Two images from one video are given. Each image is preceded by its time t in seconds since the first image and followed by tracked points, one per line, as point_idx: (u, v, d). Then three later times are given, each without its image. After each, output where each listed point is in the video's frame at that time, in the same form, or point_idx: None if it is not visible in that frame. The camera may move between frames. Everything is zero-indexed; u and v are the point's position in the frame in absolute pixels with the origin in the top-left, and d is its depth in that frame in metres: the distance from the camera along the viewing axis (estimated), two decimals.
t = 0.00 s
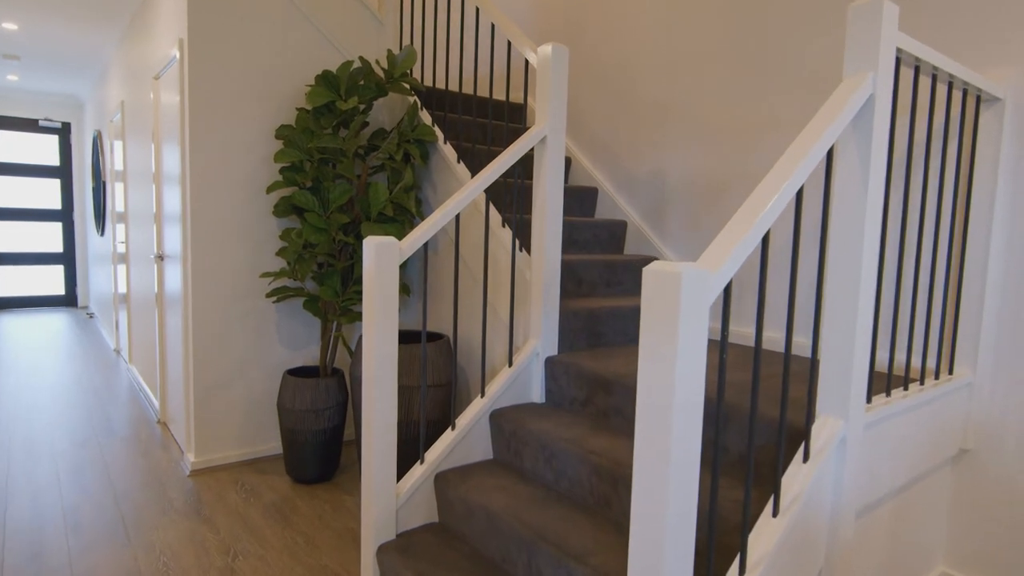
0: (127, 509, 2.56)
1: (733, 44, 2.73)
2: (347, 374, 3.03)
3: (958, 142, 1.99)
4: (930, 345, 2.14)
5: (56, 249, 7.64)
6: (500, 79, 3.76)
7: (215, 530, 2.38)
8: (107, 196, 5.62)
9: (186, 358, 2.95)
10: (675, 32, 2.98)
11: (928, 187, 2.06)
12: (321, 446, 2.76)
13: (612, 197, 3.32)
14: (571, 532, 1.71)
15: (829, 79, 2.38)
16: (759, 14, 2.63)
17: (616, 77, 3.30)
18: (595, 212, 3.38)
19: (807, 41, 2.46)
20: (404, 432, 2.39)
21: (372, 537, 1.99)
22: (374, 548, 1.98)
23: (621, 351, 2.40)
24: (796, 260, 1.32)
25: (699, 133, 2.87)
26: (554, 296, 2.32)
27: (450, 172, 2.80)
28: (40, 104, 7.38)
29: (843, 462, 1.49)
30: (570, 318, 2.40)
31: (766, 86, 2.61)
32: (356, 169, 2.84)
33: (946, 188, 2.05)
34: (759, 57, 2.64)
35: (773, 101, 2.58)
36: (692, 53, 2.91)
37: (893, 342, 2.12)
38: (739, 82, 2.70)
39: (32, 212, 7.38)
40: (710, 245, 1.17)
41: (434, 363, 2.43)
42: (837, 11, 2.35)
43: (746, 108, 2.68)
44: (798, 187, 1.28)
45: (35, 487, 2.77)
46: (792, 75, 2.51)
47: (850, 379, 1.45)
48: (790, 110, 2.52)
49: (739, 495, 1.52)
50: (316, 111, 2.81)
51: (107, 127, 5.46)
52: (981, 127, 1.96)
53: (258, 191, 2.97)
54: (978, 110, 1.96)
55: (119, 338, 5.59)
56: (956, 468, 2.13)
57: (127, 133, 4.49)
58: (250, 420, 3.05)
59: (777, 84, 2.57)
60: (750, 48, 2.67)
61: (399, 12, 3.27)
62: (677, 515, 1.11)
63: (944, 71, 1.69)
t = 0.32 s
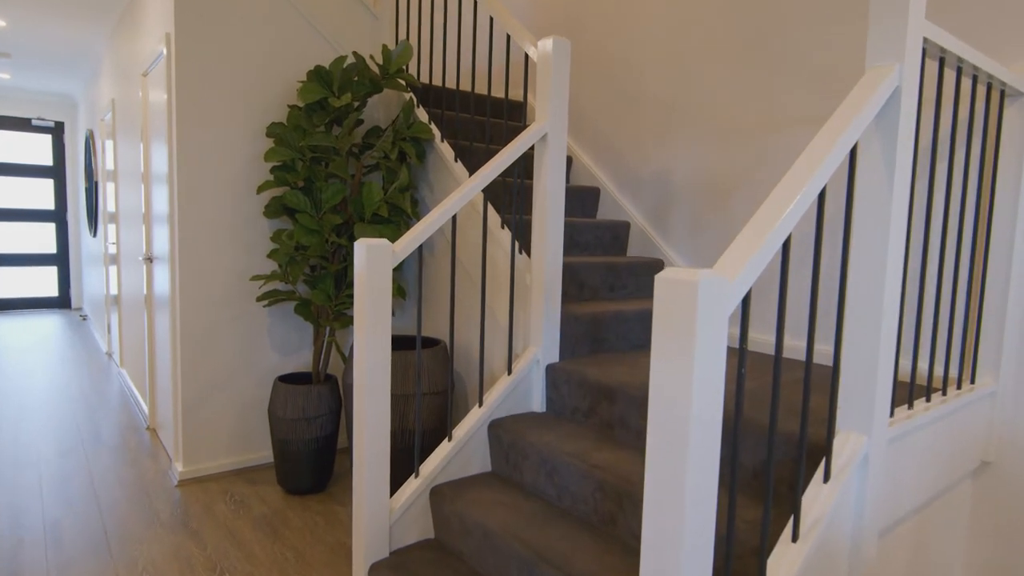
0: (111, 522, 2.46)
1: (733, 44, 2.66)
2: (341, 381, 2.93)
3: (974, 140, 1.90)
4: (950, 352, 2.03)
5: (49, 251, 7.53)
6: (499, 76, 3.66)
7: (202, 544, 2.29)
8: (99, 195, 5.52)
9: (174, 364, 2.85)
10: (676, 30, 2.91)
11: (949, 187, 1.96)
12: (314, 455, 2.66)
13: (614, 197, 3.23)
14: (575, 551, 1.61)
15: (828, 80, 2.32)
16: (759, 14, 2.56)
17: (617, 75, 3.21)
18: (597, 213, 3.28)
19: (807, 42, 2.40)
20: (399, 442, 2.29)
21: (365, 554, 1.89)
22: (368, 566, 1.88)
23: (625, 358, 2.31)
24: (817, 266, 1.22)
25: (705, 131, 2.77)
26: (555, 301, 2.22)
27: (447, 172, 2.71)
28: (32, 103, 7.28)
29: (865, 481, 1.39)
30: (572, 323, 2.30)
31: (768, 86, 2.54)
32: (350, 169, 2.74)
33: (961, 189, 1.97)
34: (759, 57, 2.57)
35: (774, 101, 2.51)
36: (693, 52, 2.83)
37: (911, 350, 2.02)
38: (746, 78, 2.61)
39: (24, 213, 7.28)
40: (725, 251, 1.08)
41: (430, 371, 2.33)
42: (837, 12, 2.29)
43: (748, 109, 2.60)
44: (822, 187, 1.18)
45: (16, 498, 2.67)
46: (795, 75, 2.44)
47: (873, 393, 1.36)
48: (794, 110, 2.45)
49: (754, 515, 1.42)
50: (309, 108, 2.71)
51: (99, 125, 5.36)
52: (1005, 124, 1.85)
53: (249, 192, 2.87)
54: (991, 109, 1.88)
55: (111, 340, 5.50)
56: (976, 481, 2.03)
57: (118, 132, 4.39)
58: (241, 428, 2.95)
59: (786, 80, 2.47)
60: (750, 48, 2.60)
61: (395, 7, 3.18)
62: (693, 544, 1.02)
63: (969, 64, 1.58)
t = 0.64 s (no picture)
0: (91, 537, 2.35)
1: (734, 43, 2.58)
2: (334, 389, 2.83)
3: (992, 140, 1.81)
4: (973, 361, 1.93)
5: (41, 253, 7.42)
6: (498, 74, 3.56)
7: (185, 562, 2.18)
8: (90, 196, 5.41)
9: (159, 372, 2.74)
10: (676, 28, 2.82)
11: (972, 187, 1.85)
12: (305, 467, 2.56)
13: (616, 198, 3.13)
14: None
15: (829, 80, 2.25)
16: (758, 12, 2.48)
17: (617, 73, 3.12)
18: (598, 215, 3.18)
19: (817, 36, 2.29)
20: (392, 456, 2.19)
21: None
22: None
23: (629, 366, 2.21)
24: (844, 275, 1.12)
25: (711, 130, 2.67)
26: (556, 307, 2.12)
27: (443, 172, 2.60)
28: (24, 103, 7.17)
29: (892, 505, 1.29)
30: (573, 331, 2.20)
31: (770, 85, 2.45)
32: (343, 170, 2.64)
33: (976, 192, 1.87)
34: (759, 57, 2.49)
35: (775, 102, 2.44)
36: (694, 51, 2.74)
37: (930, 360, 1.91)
38: (753, 75, 2.51)
39: (16, 214, 7.17)
40: (746, 261, 0.98)
41: (425, 380, 2.23)
42: (840, 9, 2.21)
43: (751, 109, 2.52)
44: (851, 188, 1.07)
45: None
46: (797, 76, 2.36)
47: (900, 411, 1.25)
48: (797, 111, 2.36)
49: (772, 542, 1.32)
50: (300, 106, 2.61)
51: (90, 124, 5.26)
52: None
53: (237, 193, 2.77)
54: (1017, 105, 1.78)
55: (102, 344, 5.39)
56: (1000, 498, 1.92)
57: (107, 132, 4.29)
58: (230, 438, 2.85)
59: (795, 77, 2.37)
60: (750, 48, 2.52)
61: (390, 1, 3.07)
62: None
63: (999, 57, 1.48)
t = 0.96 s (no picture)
0: (70, 554, 2.25)
1: (738, 41, 2.49)
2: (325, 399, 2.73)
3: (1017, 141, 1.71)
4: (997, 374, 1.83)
5: (33, 255, 7.30)
6: (497, 72, 3.46)
7: None
8: (81, 198, 5.31)
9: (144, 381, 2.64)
10: (678, 25, 2.73)
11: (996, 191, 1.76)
12: (295, 481, 2.46)
13: (619, 200, 3.03)
14: None
15: (838, 78, 2.16)
16: (762, 9, 2.39)
17: (618, 72, 3.03)
18: (600, 218, 3.08)
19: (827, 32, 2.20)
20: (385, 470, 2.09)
21: None
22: None
23: (633, 377, 2.11)
24: (874, 288, 1.02)
25: (717, 130, 2.57)
26: (556, 316, 2.02)
27: (439, 174, 2.50)
28: (17, 103, 7.07)
29: (922, 536, 1.19)
30: (575, 340, 2.10)
31: (778, 84, 2.36)
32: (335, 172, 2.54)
33: (997, 195, 1.78)
34: (766, 54, 2.39)
35: (784, 101, 2.34)
36: (698, 49, 2.65)
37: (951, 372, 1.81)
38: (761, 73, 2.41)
39: (7, 215, 7.06)
40: (770, 275, 0.88)
41: (419, 391, 2.13)
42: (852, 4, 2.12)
43: (757, 109, 2.43)
44: (883, 196, 0.97)
45: None
46: (804, 74, 2.27)
47: (932, 434, 1.16)
48: (805, 110, 2.27)
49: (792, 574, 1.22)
50: (290, 105, 2.51)
51: (81, 124, 5.16)
52: None
53: (225, 196, 2.67)
54: None
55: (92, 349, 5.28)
56: None
57: (95, 131, 4.19)
58: (218, 449, 2.75)
59: (805, 75, 2.27)
60: (755, 45, 2.42)
61: None
62: None
63: None
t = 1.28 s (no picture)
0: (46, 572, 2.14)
1: (744, 35, 2.38)
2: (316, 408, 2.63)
3: None
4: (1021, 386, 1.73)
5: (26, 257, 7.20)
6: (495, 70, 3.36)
7: None
8: (72, 199, 5.21)
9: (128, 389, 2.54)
10: (682, 19, 2.62)
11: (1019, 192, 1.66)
12: (283, 494, 2.36)
13: (621, 202, 2.93)
14: None
15: (849, 74, 2.06)
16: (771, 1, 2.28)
17: (620, 69, 2.92)
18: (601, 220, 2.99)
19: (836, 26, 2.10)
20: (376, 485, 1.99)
21: None
22: None
23: (636, 388, 2.01)
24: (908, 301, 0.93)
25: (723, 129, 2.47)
26: (556, 323, 1.92)
27: (434, 175, 2.41)
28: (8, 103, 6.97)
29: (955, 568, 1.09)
30: (575, 350, 2.00)
31: (785, 80, 2.26)
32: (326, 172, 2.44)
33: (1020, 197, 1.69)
34: (773, 50, 2.29)
35: (792, 98, 2.24)
36: (702, 44, 2.55)
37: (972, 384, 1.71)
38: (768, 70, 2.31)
39: None
40: (797, 290, 0.79)
41: (412, 401, 2.03)
42: None
43: (764, 107, 2.33)
44: (920, 202, 0.88)
45: None
46: (814, 71, 2.17)
47: (967, 458, 1.06)
48: (814, 108, 2.17)
49: None
50: (279, 104, 2.41)
51: (71, 124, 5.06)
52: None
53: (212, 197, 2.57)
54: None
55: (83, 353, 5.18)
56: None
57: (85, 132, 4.10)
58: (206, 460, 2.65)
59: (813, 71, 2.17)
60: (765, 38, 2.31)
61: None
62: None
63: None
